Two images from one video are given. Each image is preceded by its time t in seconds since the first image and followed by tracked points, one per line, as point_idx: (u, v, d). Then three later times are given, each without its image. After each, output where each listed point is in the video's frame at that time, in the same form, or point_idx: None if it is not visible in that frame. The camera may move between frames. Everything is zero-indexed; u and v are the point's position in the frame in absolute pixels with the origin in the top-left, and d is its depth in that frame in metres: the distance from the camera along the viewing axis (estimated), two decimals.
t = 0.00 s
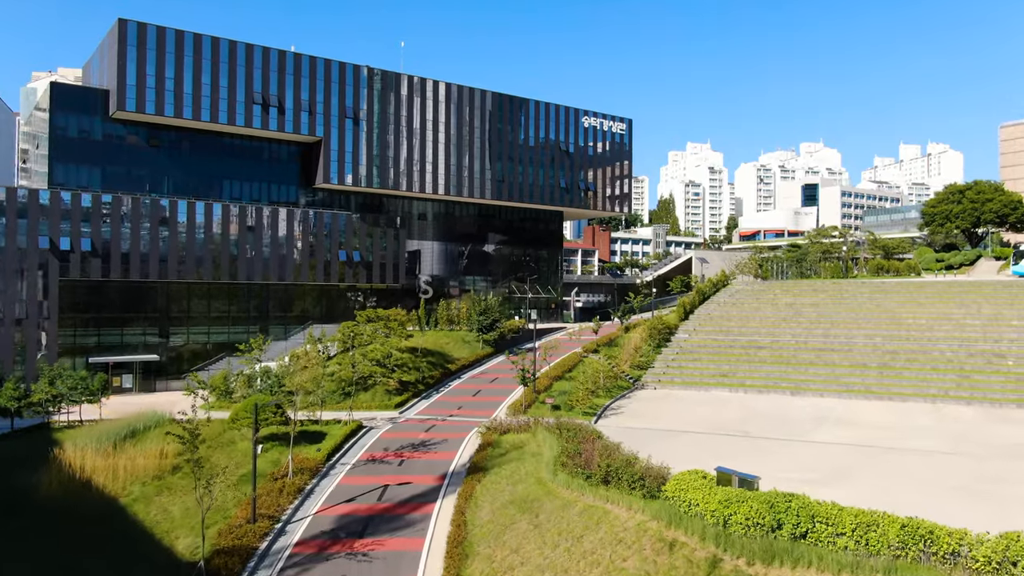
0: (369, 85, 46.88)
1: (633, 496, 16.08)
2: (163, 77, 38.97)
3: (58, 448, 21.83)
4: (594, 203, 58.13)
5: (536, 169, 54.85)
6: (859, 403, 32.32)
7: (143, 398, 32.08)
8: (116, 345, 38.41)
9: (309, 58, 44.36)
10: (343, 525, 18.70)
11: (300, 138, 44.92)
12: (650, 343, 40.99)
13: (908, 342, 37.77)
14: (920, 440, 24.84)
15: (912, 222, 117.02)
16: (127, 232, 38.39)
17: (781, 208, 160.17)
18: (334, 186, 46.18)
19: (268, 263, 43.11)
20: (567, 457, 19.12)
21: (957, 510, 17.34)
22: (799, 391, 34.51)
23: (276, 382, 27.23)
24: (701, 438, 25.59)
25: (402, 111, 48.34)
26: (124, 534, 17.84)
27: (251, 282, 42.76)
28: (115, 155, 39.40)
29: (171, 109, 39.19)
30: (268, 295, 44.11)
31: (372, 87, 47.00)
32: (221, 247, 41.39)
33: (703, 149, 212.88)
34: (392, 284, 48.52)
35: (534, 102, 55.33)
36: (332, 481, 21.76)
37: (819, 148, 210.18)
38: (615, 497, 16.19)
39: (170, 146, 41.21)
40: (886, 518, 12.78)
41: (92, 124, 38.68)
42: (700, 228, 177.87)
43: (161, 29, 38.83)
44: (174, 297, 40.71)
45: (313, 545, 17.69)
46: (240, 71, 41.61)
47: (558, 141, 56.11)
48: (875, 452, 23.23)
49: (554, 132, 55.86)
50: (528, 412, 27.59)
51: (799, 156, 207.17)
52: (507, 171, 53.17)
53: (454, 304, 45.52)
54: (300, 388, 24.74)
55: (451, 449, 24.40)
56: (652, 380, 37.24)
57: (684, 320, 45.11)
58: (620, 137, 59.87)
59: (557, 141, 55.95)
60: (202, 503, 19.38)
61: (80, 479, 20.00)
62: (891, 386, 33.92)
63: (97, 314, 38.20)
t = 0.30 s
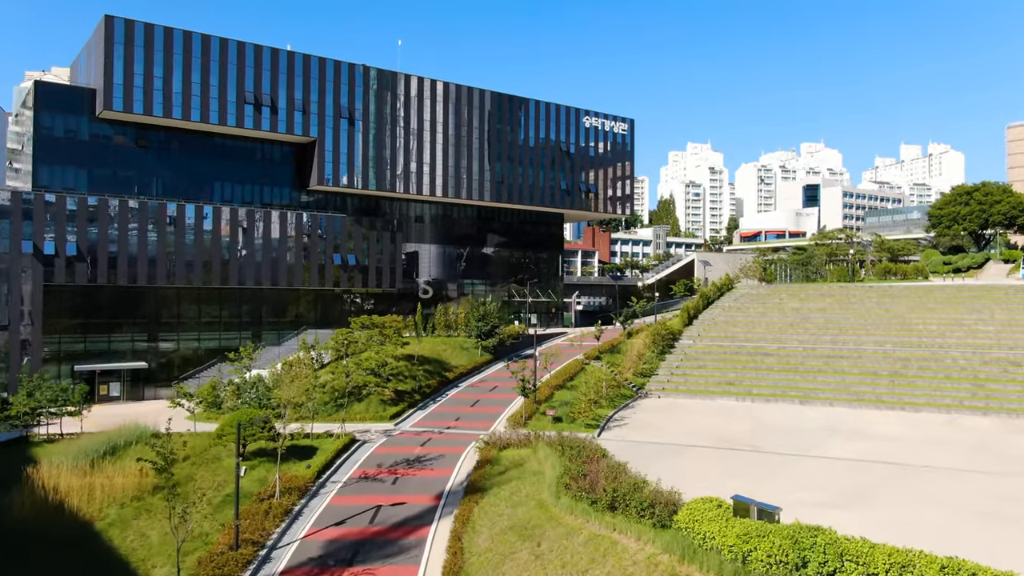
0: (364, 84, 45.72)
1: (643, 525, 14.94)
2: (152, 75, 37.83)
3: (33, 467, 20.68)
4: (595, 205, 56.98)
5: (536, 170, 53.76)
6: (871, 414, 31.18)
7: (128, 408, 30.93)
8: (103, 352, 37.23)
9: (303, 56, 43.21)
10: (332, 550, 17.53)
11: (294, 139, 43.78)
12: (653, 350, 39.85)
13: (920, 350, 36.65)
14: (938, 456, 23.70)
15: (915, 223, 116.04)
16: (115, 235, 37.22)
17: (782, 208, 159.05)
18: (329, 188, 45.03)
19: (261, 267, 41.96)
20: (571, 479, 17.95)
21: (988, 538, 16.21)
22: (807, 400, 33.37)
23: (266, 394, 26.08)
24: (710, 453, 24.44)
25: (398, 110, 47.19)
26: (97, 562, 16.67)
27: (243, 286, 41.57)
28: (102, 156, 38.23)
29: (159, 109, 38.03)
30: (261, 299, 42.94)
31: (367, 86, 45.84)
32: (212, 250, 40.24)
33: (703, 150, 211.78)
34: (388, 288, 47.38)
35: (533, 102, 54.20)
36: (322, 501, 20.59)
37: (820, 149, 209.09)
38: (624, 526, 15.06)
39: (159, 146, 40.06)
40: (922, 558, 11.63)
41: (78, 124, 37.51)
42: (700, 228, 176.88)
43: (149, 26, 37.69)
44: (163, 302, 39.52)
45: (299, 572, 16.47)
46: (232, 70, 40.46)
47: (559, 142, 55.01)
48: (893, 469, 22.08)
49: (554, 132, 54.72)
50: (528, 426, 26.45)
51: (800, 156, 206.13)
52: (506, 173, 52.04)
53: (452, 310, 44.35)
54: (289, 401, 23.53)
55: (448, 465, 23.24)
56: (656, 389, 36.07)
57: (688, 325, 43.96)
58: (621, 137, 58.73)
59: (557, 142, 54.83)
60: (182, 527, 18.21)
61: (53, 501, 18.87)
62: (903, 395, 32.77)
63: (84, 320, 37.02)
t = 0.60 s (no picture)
0: (360, 83, 44.56)
1: (652, 560, 13.79)
2: (139, 74, 36.69)
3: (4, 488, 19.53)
4: (597, 207, 55.84)
5: (536, 171, 52.62)
6: (884, 426, 30.03)
7: (112, 420, 29.79)
8: (88, 360, 36.06)
9: (296, 54, 42.05)
10: None
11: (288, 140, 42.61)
12: (657, 357, 38.70)
13: (932, 358, 35.47)
14: (959, 474, 22.56)
15: (917, 223, 115.00)
16: (101, 239, 36.02)
17: (783, 209, 157.98)
18: (323, 191, 43.86)
19: (253, 272, 40.74)
20: (576, 505, 16.67)
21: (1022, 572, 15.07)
22: (817, 410, 32.21)
23: (253, 407, 24.94)
24: (718, 470, 23.30)
25: (395, 110, 46.02)
26: None
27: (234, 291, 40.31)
28: (88, 157, 37.07)
29: (148, 109, 36.88)
30: (254, 305, 41.72)
31: (363, 85, 44.68)
32: (202, 254, 39.00)
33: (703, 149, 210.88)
34: (385, 292, 46.22)
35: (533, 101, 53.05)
36: (310, 523, 19.44)
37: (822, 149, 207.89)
38: (631, 561, 13.92)
39: (147, 147, 38.87)
40: None
41: (64, 124, 36.35)
42: (700, 229, 175.84)
43: (136, 23, 36.56)
44: (152, 308, 38.27)
45: None
46: (223, 68, 39.36)
47: (559, 142, 53.88)
48: (913, 490, 20.92)
49: (554, 132, 53.58)
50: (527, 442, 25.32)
51: (801, 156, 205.01)
52: (506, 174, 50.91)
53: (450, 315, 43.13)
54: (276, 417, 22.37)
55: (443, 484, 22.05)
56: (660, 398, 34.92)
57: (692, 331, 42.79)
58: (623, 138, 57.58)
59: (557, 143, 53.69)
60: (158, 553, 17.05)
61: (22, 527, 17.71)
62: (917, 405, 31.60)
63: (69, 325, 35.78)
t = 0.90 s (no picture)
0: (355, 82, 43.37)
1: None
2: (125, 73, 35.53)
3: None
4: (598, 209, 54.67)
5: (536, 172, 51.43)
6: (899, 439, 28.85)
7: (96, 433, 28.66)
8: (72, 369, 34.88)
9: (289, 52, 40.88)
10: None
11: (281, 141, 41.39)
12: (661, 364, 37.52)
13: (946, 367, 34.29)
14: (982, 495, 21.39)
15: (920, 224, 113.88)
16: (85, 243, 34.78)
17: (785, 209, 156.87)
18: (317, 193, 42.63)
19: (244, 277, 39.49)
20: (580, 535, 15.45)
21: None
22: (828, 421, 31.03)
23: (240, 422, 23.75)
24: (727, 489, 22.13)
25: (391, 110, 44.83)
26: None
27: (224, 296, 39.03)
28: (72, 159, 35.88)
29: (134, 108, 35.69)
30: (245, 310, 40.51)
31: (358, 85, 43.50)
32: (191, 259, 37.75)
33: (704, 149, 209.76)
34: (380, 297, 45.03)
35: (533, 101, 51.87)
36: (297, 549, 18.21)
37: (823, 149, 206.71)
38: None
39: (134, 149, 37.68)
40: None
41: (47, 125, 35.15)
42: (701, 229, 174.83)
43: (122, 19, 35.39)
44: (139, 314, 37.02)
45: None
46: (212, 67, 38.20)
47: (559, 142, 52.73)
48: (935, 513, 19.74)
49: (554, 133, 52.40)
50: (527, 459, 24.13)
51: (802, 156, 203.85)
52: (505, 175, 49.74)
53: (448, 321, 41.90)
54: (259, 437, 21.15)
55: (439, 504, 20.83)
56: (664, 408, 33.74)
57: (697, 337, 41.61)
58: (624, 138, 56.40)
59: (557, 143, 52.51)
60: None
61: None
62: (932, 417, 30.42)
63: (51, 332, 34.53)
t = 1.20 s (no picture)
0: (350, 81, 42.18)
1: None
2: (111, 71, 34.35)
3: None
4: (599, 211, 53.48)
5: (536, 173, 50.24)
6: (915, 452, 27.66)
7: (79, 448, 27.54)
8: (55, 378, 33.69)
9: (281, 49, 39.72)
10: None
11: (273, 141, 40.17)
12: (665, 373, 36.31)
13: (961, 376, 33.09)
14: (1009, 518, 20.19)
15: (923, 224, 112.72)
16: (68, 247, 33.57)
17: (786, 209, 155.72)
18: (310, 195, 41.40)
19: (234, 282, 38.25)
20: (585, 571, 14.24)
21: None
22: (840, 433, 29.81)
23: (224, 437, 22.54)
24: (738, 511, 20.95)
25: (387, 109, 43.64)
26: None
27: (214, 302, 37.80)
28: (56, 160, 34.70)
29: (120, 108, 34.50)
30: (236, 316, 39.27)
31: (353, 83, 42.30)
32: (179, 264, 36.54)
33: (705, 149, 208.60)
34: (376, 302, 43.82)
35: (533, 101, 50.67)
36: None
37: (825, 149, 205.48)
38: None
39: (121, 150, 36.49)
40: None
41: (29, 125, 33.93)
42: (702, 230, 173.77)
43: (107, 16, 34.20)
44: (126, 320, 35.76)
45: None
46: (202, 65, 37.02)
47: (560, 143, 51.54)
48: (960, 539, 18.58)
49: (554, 133, 51.22)
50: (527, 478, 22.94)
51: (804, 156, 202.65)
52: (504, 176, 48.57)
53: (446, 327, 40.67)
54: (242, 458, 19.69)
55: (433, 528, 19.63)
56: (669, 418, 32.54)
57: (703, 344, 40.42)
58: (626, 139, 55.20)
59: (558, 144, 51.32)
60: None
61: None
62: (949, 429, 29.22)
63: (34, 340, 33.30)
